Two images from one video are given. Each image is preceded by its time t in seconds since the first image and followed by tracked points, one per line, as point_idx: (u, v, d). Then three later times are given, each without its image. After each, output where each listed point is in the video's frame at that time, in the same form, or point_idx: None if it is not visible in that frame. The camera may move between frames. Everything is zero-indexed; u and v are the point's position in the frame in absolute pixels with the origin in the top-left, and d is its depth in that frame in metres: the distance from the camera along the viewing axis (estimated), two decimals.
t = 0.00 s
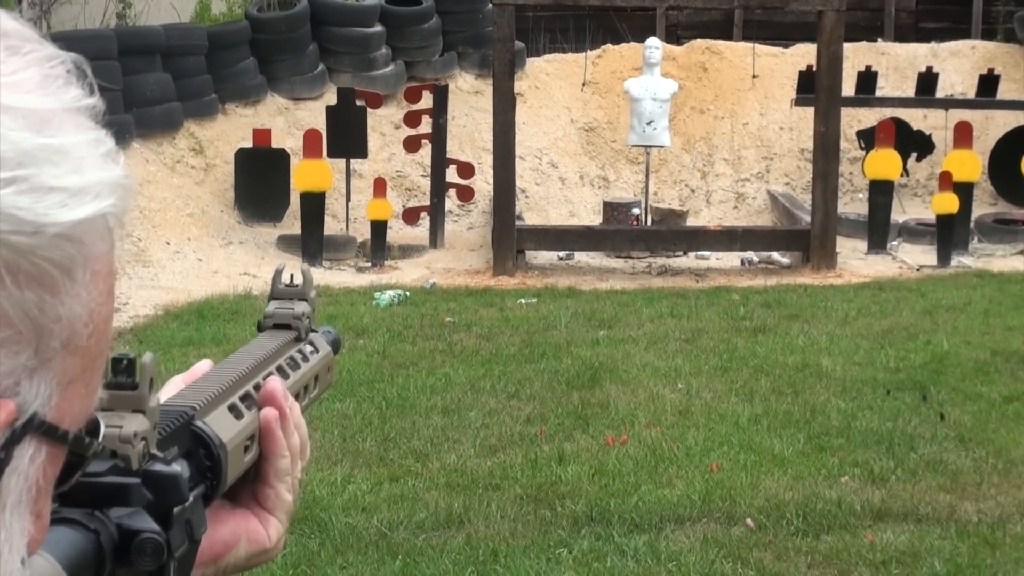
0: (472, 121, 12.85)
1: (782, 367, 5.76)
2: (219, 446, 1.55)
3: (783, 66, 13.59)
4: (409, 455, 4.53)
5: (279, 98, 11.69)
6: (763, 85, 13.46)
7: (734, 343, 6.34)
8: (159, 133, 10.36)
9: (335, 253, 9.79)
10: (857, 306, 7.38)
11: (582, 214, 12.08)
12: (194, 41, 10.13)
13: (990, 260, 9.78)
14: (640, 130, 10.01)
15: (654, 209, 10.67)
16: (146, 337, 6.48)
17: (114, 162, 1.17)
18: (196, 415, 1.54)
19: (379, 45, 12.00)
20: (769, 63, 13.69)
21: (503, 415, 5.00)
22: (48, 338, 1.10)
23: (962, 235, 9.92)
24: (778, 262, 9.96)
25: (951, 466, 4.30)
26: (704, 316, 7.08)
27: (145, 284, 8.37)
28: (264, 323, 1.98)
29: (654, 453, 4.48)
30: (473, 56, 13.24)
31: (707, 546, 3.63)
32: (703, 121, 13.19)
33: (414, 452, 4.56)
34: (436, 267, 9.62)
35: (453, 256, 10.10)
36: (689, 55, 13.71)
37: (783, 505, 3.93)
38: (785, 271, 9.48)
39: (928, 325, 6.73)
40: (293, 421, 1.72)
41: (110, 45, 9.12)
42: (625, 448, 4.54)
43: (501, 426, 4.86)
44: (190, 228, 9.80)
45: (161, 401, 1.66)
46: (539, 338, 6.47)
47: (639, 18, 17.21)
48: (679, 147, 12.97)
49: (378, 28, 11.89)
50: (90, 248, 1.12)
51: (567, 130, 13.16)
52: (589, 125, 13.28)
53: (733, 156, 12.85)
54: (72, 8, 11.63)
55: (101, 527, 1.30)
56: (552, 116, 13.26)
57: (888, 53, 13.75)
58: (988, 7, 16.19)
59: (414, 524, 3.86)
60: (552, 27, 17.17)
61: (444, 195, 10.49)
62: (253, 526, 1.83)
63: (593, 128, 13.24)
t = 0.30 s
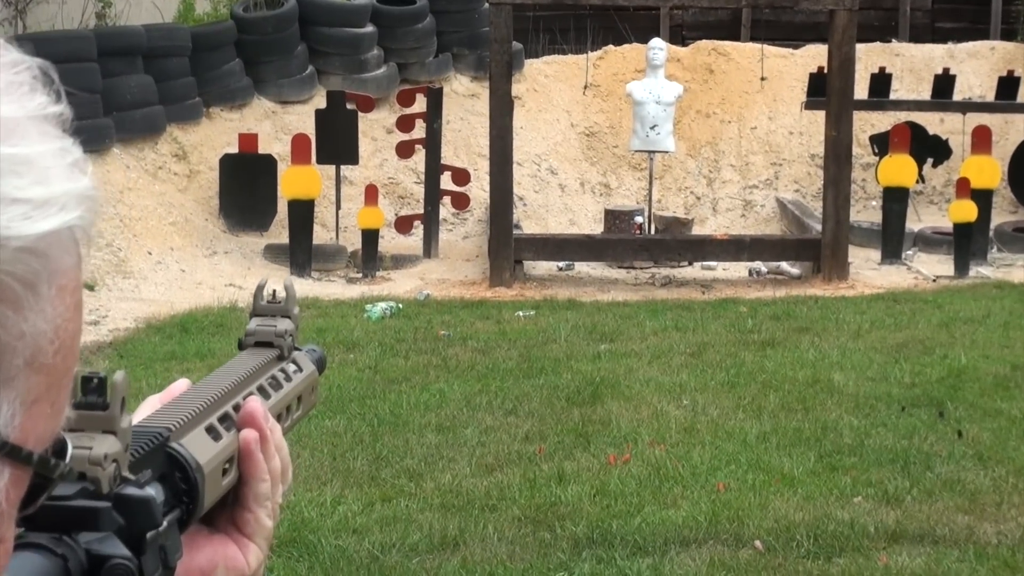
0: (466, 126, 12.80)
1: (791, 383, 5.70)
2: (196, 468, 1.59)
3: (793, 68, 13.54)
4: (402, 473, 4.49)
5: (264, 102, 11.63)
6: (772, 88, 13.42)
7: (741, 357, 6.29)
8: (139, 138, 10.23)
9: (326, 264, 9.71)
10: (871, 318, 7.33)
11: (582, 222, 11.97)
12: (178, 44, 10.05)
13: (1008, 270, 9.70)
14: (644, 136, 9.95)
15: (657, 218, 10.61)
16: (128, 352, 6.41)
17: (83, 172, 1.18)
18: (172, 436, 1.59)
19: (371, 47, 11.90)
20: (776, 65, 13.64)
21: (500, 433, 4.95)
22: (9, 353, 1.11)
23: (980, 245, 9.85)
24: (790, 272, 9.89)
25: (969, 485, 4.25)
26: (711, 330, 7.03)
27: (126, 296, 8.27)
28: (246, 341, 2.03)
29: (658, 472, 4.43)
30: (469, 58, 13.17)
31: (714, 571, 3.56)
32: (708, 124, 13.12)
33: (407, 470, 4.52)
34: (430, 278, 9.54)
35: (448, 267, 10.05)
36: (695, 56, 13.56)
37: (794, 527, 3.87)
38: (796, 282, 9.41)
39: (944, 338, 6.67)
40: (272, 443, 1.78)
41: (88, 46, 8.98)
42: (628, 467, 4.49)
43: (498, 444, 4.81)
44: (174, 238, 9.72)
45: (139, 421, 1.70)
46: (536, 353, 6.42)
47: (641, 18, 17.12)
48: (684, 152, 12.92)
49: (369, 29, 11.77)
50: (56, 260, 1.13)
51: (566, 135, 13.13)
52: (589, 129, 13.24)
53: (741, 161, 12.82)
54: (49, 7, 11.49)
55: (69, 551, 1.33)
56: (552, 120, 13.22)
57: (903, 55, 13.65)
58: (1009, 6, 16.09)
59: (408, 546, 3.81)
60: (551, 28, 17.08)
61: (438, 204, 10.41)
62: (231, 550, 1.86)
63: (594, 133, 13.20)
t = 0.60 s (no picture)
0: (463, 128, 12.74)
1: (804, 397, 5.65)
2: (182, 484, 1.57)
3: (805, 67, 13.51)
4: (397, 491, 4.44)
5: (253, 102, 11.58)
6: (784, 86, 13.39)
7: (752, 369, 6.23)
8: (122, 140, 10.16)
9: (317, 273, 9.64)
10: (888, 329, 7.27)
11: (584, 228, 11.82)
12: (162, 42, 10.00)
13: None
14: (649, 138, 9.89)
15: (663, 222, 10.54)
16: (110, 364, 6.35)
17: (63, 178, 1.21)
18: (157, 452, 1.56)
19: (365, 45, 11.86)
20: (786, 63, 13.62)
21: (499, 448, 4.91)
22: None
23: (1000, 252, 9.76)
24: (804, 280, 9.82)
25: (991, 504, 4.21)
26: (719, 340, 6.99)
27: (107, 304, 8.18)
28: (235, 352, 2.01)
29: (665, 490, 4.39)
30: (467, 56, 13.14)
31: None
32: (717, 125, 13.06)
33: (401, 488, 4.47)
34: (424, 287, 9.47)
35: (444, 274, 9.99)
36: (703, 54, 13.68)
37: (805, 547, 3.82)
38: (809, 290, 9.32)
39: (963, 350, 6.62)
40: (262, 459, 1.77)
41: (69, 44, 8.95)
42: (633, 484, 4.45)
43: (497, 460, 4.76)
44: (157, 245, 9.65)
45: (124, 436, 1.68)
46: (536, 365, 6.36)
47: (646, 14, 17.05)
48: (693, 155, 12.85)
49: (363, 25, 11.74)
50: (31, 271, 1.16)
51: (568, 136, 13.07)
52: (592, 131, 13.17)
53: (750, 164, 12.66)
54: (29, 5, 11.43)
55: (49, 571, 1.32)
56: (552, 120, 13.18)
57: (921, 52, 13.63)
58: None
59: (403, 566, 3.75)
60: (552, 24, 17.03)
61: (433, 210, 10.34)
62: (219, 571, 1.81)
63: (597, 134, 13.13)
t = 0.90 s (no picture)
0: (459, 128, 12.68)
1: (818, 412, 5.60)
2: (182, 509, 1.53)
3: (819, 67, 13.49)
4: (389, 510, 4.39)
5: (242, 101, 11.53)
6: (796, 86, 13.36)
7: (763, 383, 6.18)
8: (101, 140, 10.06)
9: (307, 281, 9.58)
10: (906, 340, 7.22)
11: (587, 234, 11.73)
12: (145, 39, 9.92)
13: None
14: (654, 139, 9.85)
15: (670, 229, 10.47)
16: (91, 374, 6.28)
17: (64, 194, 1.21)
18: (155, 475, 1.53)
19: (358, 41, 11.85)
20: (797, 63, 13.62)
21: (497, 465, 4.85)
22: None
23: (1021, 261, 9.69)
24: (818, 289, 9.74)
25: (1014, 524, 4.17)
26: (730, 352, 6.95)
27: (87, 313, 8.10)
28: (235, 367, 1.97)
29: (671, 509, 4.34)
30: (466, 54, 13.11)
31: None
32: (727, 127, 13.01)
33: (395, 506, 4.42)
34: (419, 295, 9.42)
35: (440, 282, 9.93)
36: (712, 51, 13.65)
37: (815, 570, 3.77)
38: (823, 300, 9.23)
39: (984, 362, 6.57)
40: (264, 481, 1.73)
41: (48, 40, 8.88)
42: (638, 502, 4.40)
43: (496, 477, 4.71)
44: (140, 250, 9.57)
45: (120, 457, 1.64)
46: (536, 377, 6.30)
47: (652, 11, 16.96)
48: (701, 158, 12.80)
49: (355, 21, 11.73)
50: (30, 291, 1.16)
51: (571, 138, 13.01)
52: (596, 133, 13.10)
53: (763, 169, 12.61)
54: None
55: None
56: (553, 121, 13.13)
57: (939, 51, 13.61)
58: None
59: None
60: (555, 20, 16.97)
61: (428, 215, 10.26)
62: None
63: (601, 136, 13.07)
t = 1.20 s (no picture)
0: (455, 127, 12.63)
1: (830, 429, 5.55)
2: (190, 529, 1.49)
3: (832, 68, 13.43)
4: (379, 530, 4.34)
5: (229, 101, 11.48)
6: (808, 87, 13.31)
7: (773, 399, 6.13)
8: (78, 141, 9.99)
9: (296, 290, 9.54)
10: (922, 355, 7.17)
11: (588, 240, 11.69)
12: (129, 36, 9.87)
13: None
14: (659, 141, 9.80)
15: (677, 237, 10.42)
16: (71, 386, 6.24)
17: (59, 215, 1.18)
18: (161, 494, 1.49)
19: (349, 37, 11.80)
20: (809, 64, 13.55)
21: (493, 484, 4.81)
22: None
23: None
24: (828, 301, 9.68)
25: None
26: (740, 366, 6.92)
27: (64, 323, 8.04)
28: (251, 378, 1.93)
29: (675, 529, 4.30)
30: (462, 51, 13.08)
31: None
32: (736, 130, 12.97)
33: (385, 526, 4.37)
34: (412, 304, 9.37)
35: (436, 291, 9.88)
36: (721, 51, 13.59)
37: None
38: (836, 312, 9.17)
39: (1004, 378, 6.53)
40: (279, 499, 1.68)
41: (23, 36, 8.86)
42: (638, 524, 4.35)
43: (492, 496, 4.67)
44: (121, 257, 9.51)
45: (127, 473, 1.61)
46: (533, 393, 6.25)
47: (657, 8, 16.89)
48: (708, 162, 12.76)
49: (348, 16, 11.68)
50: (21, 313, 1.12)
51: (572, 139, 12.96)
52: (598, 134, 13.05)
53: (772, 174, 12.57)
54: None
55: None
56: (553, 121, 13.08)
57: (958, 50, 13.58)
58: None
59: None
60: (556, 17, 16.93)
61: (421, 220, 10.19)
62: None
63: (604, 139, 13.01)
